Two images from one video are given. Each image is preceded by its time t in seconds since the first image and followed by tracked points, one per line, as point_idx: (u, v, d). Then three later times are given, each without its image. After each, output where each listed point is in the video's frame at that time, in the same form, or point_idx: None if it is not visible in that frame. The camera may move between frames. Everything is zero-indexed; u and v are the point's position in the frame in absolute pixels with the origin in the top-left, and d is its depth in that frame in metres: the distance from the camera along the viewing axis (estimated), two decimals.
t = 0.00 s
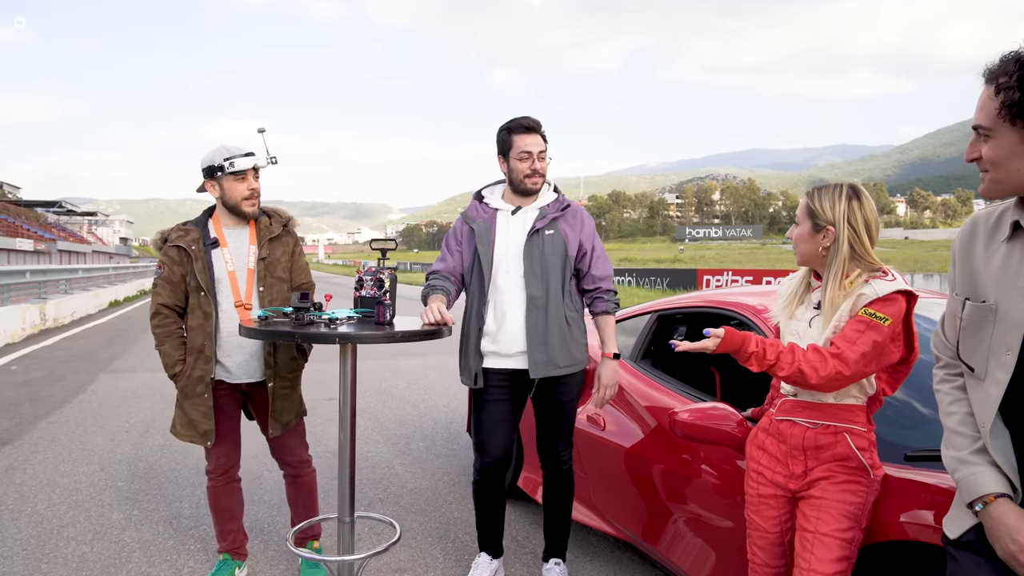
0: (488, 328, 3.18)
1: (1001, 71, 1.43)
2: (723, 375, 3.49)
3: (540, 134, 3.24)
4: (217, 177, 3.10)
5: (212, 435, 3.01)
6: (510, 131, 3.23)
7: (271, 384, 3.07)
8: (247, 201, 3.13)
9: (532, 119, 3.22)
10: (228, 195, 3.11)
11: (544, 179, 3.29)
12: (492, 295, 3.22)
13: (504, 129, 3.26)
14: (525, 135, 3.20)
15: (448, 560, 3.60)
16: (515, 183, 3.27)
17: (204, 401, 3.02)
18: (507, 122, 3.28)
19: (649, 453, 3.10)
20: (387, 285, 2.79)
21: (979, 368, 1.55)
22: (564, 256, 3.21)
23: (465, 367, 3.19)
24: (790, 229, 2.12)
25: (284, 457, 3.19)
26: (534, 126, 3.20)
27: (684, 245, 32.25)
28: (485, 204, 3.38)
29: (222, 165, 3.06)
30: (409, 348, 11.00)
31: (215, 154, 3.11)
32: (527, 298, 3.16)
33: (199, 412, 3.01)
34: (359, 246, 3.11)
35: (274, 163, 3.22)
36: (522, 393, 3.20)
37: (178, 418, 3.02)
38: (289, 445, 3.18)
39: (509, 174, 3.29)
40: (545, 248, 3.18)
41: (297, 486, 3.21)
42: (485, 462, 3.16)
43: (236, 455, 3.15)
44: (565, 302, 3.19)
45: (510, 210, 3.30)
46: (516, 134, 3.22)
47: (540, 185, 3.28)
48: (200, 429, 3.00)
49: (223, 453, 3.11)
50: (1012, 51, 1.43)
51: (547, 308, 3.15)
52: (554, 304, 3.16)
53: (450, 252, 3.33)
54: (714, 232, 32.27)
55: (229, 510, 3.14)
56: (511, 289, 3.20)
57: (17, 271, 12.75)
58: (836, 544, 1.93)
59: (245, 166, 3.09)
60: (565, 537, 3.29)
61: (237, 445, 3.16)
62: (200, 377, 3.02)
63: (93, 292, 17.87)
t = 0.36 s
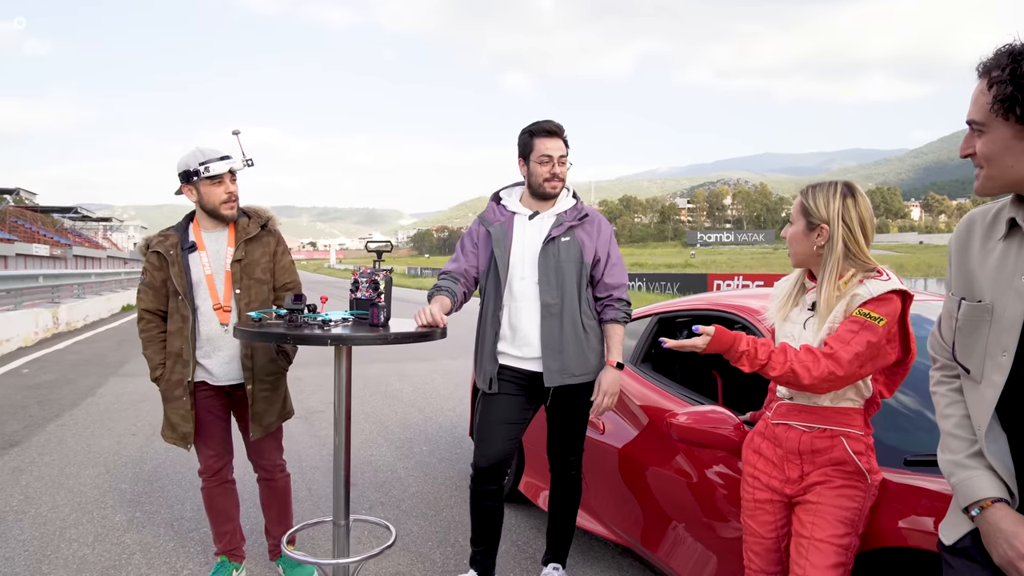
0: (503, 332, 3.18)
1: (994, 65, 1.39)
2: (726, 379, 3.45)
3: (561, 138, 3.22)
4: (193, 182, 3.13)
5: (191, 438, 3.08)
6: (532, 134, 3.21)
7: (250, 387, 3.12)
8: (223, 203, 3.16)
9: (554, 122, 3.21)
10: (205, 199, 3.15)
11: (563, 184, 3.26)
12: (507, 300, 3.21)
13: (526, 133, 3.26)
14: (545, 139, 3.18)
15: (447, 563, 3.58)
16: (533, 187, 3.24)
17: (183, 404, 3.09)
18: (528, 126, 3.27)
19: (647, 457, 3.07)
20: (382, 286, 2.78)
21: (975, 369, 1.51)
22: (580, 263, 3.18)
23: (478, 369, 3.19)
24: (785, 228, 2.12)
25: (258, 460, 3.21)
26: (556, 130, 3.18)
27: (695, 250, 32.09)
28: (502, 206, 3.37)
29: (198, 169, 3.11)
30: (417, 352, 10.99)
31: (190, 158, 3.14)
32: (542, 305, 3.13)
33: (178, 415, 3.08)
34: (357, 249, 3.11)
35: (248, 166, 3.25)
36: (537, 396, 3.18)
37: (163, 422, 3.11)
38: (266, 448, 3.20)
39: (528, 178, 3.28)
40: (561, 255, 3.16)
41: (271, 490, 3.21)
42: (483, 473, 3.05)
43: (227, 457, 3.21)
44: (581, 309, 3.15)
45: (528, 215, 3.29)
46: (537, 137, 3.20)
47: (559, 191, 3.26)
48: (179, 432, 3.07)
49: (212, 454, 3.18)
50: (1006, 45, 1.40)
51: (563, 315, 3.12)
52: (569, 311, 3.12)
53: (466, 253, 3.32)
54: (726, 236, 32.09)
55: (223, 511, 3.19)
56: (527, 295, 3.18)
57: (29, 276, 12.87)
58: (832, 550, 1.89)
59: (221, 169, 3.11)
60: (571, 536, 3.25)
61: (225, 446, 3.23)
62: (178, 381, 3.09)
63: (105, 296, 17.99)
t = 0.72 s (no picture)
0: (512, 341, 3.16)
1: (978, 62, 1.38)
2: (731, 387, 3.42)
3: (565, 144, 3.23)
4: (186, 193, 3.26)
5: (193, 445, 3.20)
6: (536, 141, 3.23)
7: (249, 391, 3.23)
8: (218, 213, 3.31)
9: (557, 130, 3.22)
10: (200, 210, 3.28)
11: (567, 190, 3.26)
12: (513, 308, 3.19)
13: (530, 140, 3.28)
14: (549, 145, 3.19)
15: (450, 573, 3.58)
16: (537, 193, 3.25)
17: (184, 411, 3.21)
18: (533, 133, 3.29)
19: (649, 466, 3.05)
20: (383, 292, 2.80)
21: (964, 371, 1.49)
22: (584, 271, 3.17)
23: (486, 379, 3.15)
24: (778, 231, 2.13)
25: (256, 467, 3.31)
26: (559, 136, 3.19)
27: (715, 262, 31.84)
28: (508, 214, 3.38)
29: (190, 181, 3.22)
30: (433, 363, 10.98)
31: (183, 169, 3.25)
32: (546, 312, 3.11)
33: (180, 423, 3.21)
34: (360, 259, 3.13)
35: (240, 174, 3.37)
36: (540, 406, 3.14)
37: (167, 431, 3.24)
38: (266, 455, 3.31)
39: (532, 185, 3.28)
40: (565, 263, 3.15)
41: (270, 495, 3.32)
42: (486, 480, 3.04)
43: (234, 464, 3.29)
44: (584, 316, 3.13)
45: (532, 222, 3.28)
46: (541, 143, 3.22)
47: (563, 196, 3.26)
48: (183, 439, 3.20)
49: (218, 460, 3.26)
50: (991, 42, 1.38)
51: (568, 322, 3.10)
52: (573, 319, 3.10)
53: (471, 260, 3.33)
54: (745, 248, 31.79)
55: (229, 518, 3.24)
56: (531, 303, 3.16)
57: (53, 287, 13.07)
58: (825, 557, 1.86)
59: (212, 179, 3.25)
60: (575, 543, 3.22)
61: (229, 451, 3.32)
62: (179, 389, 3.21)
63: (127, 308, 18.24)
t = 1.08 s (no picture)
0: (523, 357, 3.17)
1: (956, 78, 1.40)
2: (747, 407, 3.39)
3: (569, 162, 3.28)
4: (209, 216, 3.38)
5: (216, 460, 3.27)
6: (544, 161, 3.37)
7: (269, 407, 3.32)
8: (239, 234, 3.44)
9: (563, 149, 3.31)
10: (222, 231, 3.40)
11: (567, 206, 3.29)
12: (525, 325, 3.21)
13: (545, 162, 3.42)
14: (550, 163, 3.31)
15: None
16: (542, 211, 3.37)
17: (206, 427, 3.29)
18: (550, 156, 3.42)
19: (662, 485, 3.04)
20: (396, 311, 2.85)
21: (954, 389, 1.47)
22: (598, 290, 3.19)
23: (498, 396, 3.17)
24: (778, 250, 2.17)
25: (274, 483, 3.36)
26: (560, 154, 3.28)
27: (752, 282, 31.37)
28: (524, 232, 3.43)
29: (212, 204, 3.35)
30: (462, 383, 11.02)
31: (204, 193, 3.39)
32: (558, 331, 3.13)
33: (202, 438, 3.28)
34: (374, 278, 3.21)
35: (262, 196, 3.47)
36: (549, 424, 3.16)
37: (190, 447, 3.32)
38: (285, 472, 3.36)
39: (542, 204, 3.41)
40: (578, 283, 3.17)
41: (286, 511, 3.37)
42: (497, 497, 3.06)
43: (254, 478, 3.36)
44: (597, 335, 3.15)
45: (546, 241, 3.32)
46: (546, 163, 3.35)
47: (563, 212, 3.29)
48: (205, 454, 3.27)
49: (239, 474, 3.35)
50: (970, 58, 1.40)
51: (580, 341, 3.12)
52: (586, 338, 3.12)
53: (486, 277, 3.38)
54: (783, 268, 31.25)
55: (249, 532, 3.30)
56: (544, 321, 3.18)
57: (98, 307, 13.53)
58: None
59: (234, 202, 3.38)
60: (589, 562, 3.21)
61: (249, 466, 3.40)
62: (202, 405, 3.31)
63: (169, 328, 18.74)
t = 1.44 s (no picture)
0: (524, 359, 3.20)
1: (928, 83, 1.40)
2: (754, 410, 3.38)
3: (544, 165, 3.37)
4: (222, 222, 3.47)
5: (230, 458, 3.37)
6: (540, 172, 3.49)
7: (282, 406, 3.39)
8: (252, 238, 3.52)
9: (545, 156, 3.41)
10: (235, 236, 3.50)
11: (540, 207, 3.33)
12: (529, 328, 3.24)
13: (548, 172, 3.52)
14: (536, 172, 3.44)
15: None
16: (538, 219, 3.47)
17: (222, 426, 3.39)
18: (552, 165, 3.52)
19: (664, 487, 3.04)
20: (399, 313, 2.93)
21: (931, 395, 1.46)
22: (599, 292, 3.20)
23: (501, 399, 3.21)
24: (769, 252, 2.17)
25: (287, 480, 3.44)
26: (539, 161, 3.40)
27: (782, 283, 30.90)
28: (531, 234, 3.44)
29: (226, 210, 3.44)
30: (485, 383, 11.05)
31: (218, 199, 3.48)
32: (558, 333, 3.16)
33: (217, 436, 3.38)
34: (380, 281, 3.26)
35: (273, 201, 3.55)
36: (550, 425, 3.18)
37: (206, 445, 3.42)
38: (296, 469, 3.43)
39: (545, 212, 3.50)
40: (579, 285, 3.19)
41: (299, 507, 3.44)
42: (501, 496, 3.09)
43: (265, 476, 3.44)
44: (597, 337, 3.16)
45: (551, 243, 3.34)
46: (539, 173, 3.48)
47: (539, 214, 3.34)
48: (220, 452, 3.37)
49: (252, 472, 3.43)
50: (943, 63, 1.40)
51: (580, 343, 3.14)
52: (585, 339, 3.14)
53: (493, 277, 3.41)
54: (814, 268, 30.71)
55: (261, 528, 3.37)
56: (545, 322, 3.21)
57: (132, 308, 13.88)
58: None
59: (247, 208, 3.46)
60: (591, 563, 3.23)
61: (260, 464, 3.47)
62: (217, 405, 3.40)
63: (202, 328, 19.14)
